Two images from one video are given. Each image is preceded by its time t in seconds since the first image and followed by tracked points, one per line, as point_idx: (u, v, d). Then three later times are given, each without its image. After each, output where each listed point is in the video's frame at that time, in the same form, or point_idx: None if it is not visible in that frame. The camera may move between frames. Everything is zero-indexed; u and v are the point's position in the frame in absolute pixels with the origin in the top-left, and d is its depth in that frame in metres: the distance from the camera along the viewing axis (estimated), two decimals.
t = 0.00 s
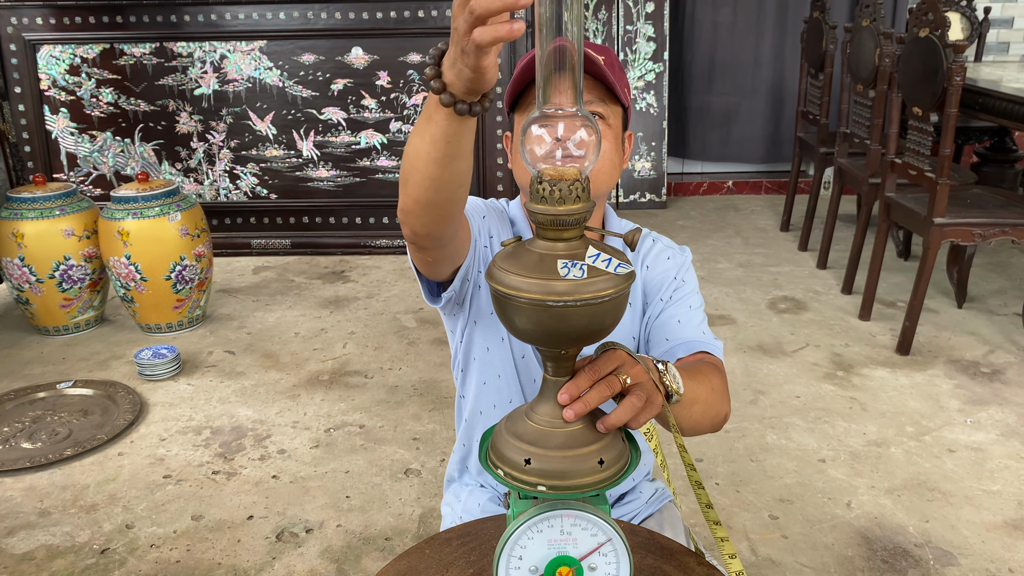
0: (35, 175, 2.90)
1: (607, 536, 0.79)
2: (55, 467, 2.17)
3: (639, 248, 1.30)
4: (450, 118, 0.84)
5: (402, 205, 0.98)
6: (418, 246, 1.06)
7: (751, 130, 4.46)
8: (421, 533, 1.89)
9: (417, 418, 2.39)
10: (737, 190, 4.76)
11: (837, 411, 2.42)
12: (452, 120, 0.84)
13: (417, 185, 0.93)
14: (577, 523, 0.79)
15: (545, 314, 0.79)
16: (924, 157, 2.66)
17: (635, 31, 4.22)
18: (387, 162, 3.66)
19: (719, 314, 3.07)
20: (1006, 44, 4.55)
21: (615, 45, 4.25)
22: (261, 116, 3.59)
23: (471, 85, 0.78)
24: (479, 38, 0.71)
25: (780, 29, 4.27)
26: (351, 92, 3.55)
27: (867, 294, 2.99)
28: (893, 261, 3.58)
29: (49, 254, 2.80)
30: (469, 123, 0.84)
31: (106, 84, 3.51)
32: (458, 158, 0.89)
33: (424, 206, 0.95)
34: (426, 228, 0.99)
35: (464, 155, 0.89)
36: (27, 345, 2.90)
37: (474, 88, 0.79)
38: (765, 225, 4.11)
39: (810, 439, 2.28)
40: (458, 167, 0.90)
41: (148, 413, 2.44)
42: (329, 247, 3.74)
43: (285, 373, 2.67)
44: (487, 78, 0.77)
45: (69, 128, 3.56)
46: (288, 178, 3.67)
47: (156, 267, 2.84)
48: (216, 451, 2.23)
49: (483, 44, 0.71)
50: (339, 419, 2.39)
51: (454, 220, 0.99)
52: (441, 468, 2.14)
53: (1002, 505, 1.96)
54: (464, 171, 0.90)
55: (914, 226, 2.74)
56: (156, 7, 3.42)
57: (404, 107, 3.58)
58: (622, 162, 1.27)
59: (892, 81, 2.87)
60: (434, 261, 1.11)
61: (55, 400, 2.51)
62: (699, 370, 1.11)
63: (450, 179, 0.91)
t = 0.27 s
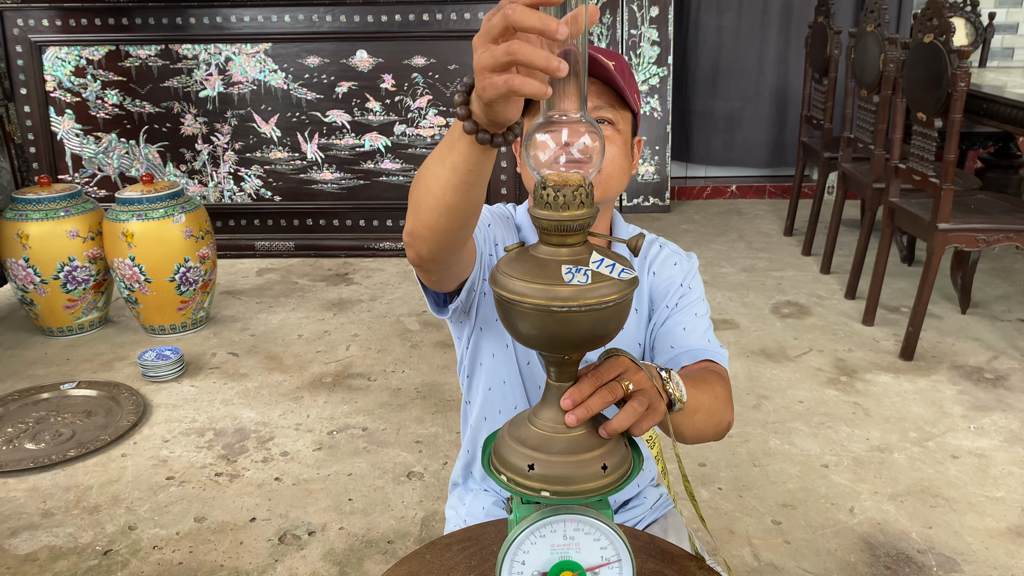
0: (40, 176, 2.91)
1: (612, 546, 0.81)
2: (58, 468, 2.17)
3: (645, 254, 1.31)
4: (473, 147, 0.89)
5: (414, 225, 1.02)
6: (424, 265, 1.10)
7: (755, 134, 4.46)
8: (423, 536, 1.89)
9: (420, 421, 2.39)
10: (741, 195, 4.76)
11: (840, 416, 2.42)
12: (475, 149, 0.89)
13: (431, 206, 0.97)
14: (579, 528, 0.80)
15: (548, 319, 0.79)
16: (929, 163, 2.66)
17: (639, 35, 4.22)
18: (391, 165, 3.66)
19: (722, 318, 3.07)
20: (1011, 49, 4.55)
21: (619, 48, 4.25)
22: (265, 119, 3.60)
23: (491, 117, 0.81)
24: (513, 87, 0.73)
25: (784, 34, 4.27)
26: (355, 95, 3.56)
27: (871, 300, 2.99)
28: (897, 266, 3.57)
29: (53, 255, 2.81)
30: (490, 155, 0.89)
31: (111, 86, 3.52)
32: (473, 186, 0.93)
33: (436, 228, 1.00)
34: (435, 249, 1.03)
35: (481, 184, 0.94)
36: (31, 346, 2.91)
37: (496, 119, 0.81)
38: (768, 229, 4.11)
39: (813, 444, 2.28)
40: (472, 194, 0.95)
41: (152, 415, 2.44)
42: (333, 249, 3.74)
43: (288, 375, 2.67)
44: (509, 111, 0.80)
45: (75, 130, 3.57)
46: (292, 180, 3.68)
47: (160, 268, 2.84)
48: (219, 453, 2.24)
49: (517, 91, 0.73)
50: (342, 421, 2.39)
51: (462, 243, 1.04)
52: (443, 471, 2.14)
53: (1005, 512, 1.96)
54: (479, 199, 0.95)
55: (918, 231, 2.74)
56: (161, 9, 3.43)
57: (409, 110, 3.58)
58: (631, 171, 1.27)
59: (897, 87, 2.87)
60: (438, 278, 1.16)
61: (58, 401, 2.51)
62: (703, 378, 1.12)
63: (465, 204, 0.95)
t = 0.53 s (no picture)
0: (45, 179, 2.92)
1: (616, 557, 0.81)
2: (60, 472, 2.17)
3: (652, 262, 1.31)
4: (480, 160, 0.89)
5: (420, 239, 1.02)
6: (430, 277, 1.11)
7: (759, 140, 4.46)
8: (425, 543, 1.89)
9: (423, 427, 2.38)
10: (745, 201, 4.75)
11: (844, 424, 2.41)
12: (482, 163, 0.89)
13: (437, 220, 0.98)
14: (582, 538, 0.80)
15: (553, 332, 0.79)
16: (934, 170, 2.65)
17: (644, 41, 4.23)
18: (395, 169, 3.67)
19: (726, 325, 3.07)
20: (1015, 56, 4.54)
21: (623, 54, 4.25)
22: (270, 123, 3.60)
23: (501, 130, 0.82)
24: (524, 98, 0.73)
25: (788, 40, 4.27)
26: (359, 100, 3.56)
27: (875, 307, 2.98)
28: (901, 273, 3.57)
29: (57, 258, 2.81)
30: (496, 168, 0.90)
31: (116, 90, 3.53)
32: (479, 199, 0.94)
33: (443, 241, 1.00)
34: (442, 262, 1.04)
35: (488, 197, 0.95)
36: (34, 349, 2.91)
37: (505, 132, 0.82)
38: (772, 236, 4.10)
39: (817, 452, 2.27)
40: (479, 207, 0.96)
41: (154, 419, 2.44)
42: (336, 253, 3.74)
43: (291, 380, 2.67)
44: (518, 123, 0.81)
45: (80, 133, 3.58)
46: (296, 184, 3.68)
47: (164, 272, 2.85)
48: (221, 457, 2.23)
49: (529, 102, 0.74)
50: (344, 426, 2.39)
51: (468, 256, 1.04)
52: (446, 477, 2.14)
53: (1010, 521, 1.95)
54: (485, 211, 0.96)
55: (923, 239, 2.73)
56: (167, 13, 3.44)
57: (413, 115, 3.58)
58: (641, 180, 1.26)
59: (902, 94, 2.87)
60: (444, 288, 1.16)
61: (61, 404, 2.51)
62: (708, 389, 1.12)
63: (472, 217, 0.96)
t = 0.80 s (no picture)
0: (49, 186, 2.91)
1: None
2: (62, 480, 2.16)
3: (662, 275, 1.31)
4: (486, 174, 0.88)
5: (425, 253, 1.01)
6: (435, 291, 1.10)
7: (764, 148, 4.45)
8: (429, 555, 1.87)
9: (426, 436, 2.37)
10: (750, 209, 4.74)
11: (851, 436, 2.39)
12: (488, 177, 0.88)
13: (442, 235, 0.97)
14: (589, 559, 0.80)
15: (562, 350, 0.78)
16: (941, 180, 2.64)
17: (648, 48, 4.22)
18: (399, 176, 3.66)
19: (731, 334, 3.05)
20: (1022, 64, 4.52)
21: (628, 61, 4.24)
22: (274, 129, 3.59)
23: (510, 145, 0.81)
24: (536, 115, 0.72)
25: (794, 47, 4.26)
26: (364, 106, 3.56)
27: (881, 317, 2.96)
28: (907, 282, 3.55)
29: (60, 265, 2.81)
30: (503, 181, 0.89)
31: (120, 95, 3.53)
32: (486, 213, 0.93)
33: (448, 256, 0.99)
34: (447, 276, 1.03)
35: (494, 211, 0.94)
36: (37, 355, 2.90)
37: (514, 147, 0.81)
38: (777, 244, 4.08)
39: (823, 464, 2.25)
40: (485, 222, 0.95)
41: (157, 427, 2.43)
42: (340, 260, 3.73)
43: (294, 388, 2.66)
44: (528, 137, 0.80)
45: (84, 138, 3.58)
46: (300, 191, 3.67)
47: (167, 279, 2.84)
48: (223, 466, 2.22)
49: (541, 118, 0.73)
50: (347, 435, 2.38)
51: (473, 270, 1.03)
52: (449, 488, 2.12)
53: (1019, 535, 1.93)
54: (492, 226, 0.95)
55: (930, 248, 2.71)
56: (172, 19, 3.44)
57: (417, 121, 3.57)
58: (650, 192, 1.25)
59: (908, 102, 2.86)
60: (450, 301, 1.15)
61: (63, 412, 2.50)
62: (717, 406, 1.10)
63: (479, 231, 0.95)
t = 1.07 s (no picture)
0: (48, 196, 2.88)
1: None
2: (58, 498, 2.12)
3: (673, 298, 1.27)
4: (482, 182, 0.83)
5: (431, 263, 0.97)
6: (444, 303, 1.05)
7: (771, 158, 4.41)
8: None
9: (429, 454, 2.33)
10: (756, 218, 4.69)
11: (862, 454, 2.34)
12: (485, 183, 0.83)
13: (446, 246, 0.92)
14: None
15: (574, 389, 0.73)
16: (952, 193, 2.59)
17: (654, 57, 4.18)
18: (402, 186, 3.62)
19: (738, 348, 3.00)
20: None
21: (633, 69, 4.21)
22: (276, 138, 3.56)
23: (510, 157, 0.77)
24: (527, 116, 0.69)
25: (801, 56, 4.23)
26: (367, 115, 3.52)
27: (891, 331, 2.92)
28: (916, 295, 3.50)
29: (59, 276, 2.77)
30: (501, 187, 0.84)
31: (122, 104, 3.50)
32: (489, 221, 0.88)
33: (454, 267, 0.95)
34: (455, 285, 0.98)
35: (497, 219, 0.89)
36: (35, 368, 2.87)
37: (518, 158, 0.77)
38: (784, 254, 4.04)
39: (834, 484, 2.20)
40: (489, 230, 0.90)
41: (155, 442, 2.39)
42: (342, 270, 3.69)
43: (295, 402, 2.62)
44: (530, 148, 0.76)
45: (85, 147, 3.55)
46: (302, 201, 3.64)
47: (167, 291, 2.81)
48: (223, 484, 2.18)
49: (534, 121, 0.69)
50: (349, 452, 2.33)
51: (482, 278, 0.98)
52: (453, 508, 2.08)
53: None
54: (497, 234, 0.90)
55: (941, 262, 2.67)
56: (174, 27, 3.41)
57: (421, 131, 3.54)
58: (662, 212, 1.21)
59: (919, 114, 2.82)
60: (460, 316, 1.10)
61: (61, 426, 2.47)
62: (732, 436, 1.06)
63: (483, 240, 0.90)
